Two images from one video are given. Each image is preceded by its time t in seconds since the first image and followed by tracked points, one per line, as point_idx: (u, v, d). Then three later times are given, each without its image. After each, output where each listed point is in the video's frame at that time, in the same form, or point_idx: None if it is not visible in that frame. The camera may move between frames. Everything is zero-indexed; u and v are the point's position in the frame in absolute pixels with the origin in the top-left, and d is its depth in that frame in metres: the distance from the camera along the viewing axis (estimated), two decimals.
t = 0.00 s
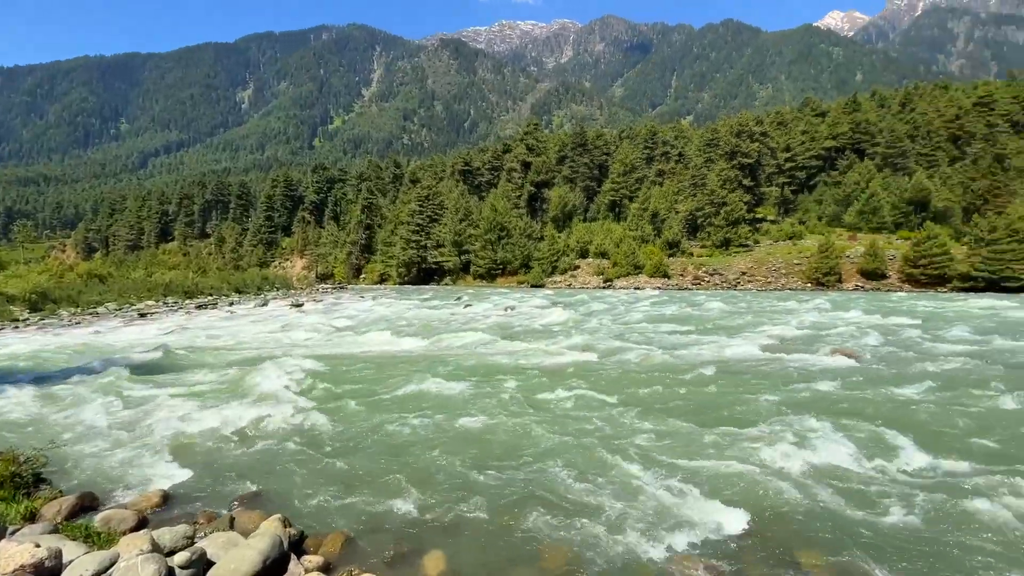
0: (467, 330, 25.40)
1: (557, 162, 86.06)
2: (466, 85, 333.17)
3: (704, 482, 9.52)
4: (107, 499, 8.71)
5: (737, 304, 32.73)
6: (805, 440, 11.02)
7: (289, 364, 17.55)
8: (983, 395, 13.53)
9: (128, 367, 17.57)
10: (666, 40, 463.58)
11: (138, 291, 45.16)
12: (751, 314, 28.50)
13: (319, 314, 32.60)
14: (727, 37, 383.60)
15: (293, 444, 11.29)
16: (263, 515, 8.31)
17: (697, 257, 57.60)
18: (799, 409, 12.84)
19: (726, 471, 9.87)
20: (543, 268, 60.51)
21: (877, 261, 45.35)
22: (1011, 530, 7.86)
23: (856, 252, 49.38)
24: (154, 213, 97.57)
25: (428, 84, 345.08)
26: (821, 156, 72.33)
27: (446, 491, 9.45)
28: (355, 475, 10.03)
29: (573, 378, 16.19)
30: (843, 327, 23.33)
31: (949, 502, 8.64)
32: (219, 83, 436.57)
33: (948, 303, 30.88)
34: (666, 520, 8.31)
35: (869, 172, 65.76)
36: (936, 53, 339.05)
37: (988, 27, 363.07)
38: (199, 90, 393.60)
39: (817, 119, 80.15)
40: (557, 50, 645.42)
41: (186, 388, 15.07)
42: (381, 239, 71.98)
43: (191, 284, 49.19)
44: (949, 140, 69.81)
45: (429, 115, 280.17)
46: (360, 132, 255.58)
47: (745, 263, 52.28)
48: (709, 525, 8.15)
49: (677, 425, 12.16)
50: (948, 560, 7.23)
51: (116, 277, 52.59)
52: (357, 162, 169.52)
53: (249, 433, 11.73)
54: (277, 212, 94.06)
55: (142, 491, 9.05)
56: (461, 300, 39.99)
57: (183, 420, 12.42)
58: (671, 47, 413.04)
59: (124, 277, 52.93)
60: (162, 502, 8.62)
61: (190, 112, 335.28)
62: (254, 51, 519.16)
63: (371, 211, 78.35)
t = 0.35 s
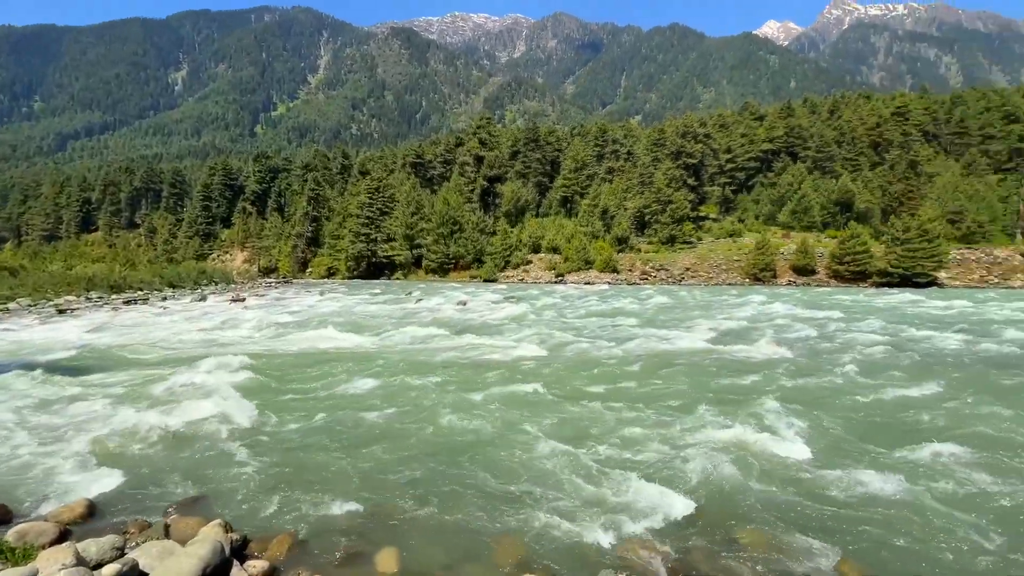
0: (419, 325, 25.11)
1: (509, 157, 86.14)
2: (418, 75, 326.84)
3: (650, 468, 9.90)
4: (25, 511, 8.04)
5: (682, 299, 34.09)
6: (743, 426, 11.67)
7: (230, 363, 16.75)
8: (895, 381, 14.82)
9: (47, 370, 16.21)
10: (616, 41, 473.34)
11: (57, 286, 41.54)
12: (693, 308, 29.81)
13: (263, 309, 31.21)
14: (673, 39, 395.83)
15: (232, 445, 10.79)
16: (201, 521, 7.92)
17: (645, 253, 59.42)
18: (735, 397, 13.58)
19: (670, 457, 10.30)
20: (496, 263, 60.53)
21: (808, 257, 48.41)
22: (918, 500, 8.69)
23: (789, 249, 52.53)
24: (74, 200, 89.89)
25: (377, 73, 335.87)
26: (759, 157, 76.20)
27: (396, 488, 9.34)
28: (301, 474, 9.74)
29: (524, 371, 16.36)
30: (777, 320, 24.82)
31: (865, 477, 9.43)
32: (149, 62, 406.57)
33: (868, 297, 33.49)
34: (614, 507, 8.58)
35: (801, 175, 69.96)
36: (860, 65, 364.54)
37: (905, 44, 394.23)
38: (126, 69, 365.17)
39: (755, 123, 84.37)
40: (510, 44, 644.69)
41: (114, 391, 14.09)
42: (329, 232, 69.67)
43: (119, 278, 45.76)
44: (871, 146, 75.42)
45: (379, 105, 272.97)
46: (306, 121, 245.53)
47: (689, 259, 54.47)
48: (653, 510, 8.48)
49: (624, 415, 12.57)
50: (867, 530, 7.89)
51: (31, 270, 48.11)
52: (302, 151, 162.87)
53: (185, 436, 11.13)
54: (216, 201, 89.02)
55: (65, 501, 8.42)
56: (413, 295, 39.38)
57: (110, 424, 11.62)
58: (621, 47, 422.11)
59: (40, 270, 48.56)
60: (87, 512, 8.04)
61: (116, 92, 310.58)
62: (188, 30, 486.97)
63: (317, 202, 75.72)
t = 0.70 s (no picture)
0: (371, 321, 24.69)
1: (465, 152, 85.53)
2: (371, 65, 318.56)
3: (601, 460, 10.16)
4: None
5: (632, 294, 35.13)
6: (689, 417, 12.19)
7: (168, 364, 15.97)
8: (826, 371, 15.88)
9: None
10: (572, 39, 478.55)
11: None
12: (644, 303, 30.74)
13: (204, 305, 29.74)
14: (627, 40, 403.90)
15: (173, 450, 10.31)
16: (138, 529, 7.51)
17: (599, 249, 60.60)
18: (684, 389, 14.15)
19: (621, 449, 10.62)
20: (452, 258, 60.05)
21: (751, 255, 50.88)
22: (845, 480, 9.38)
23: (734, 247, 55.00)
24: None
25: (328, 61, 324.99)
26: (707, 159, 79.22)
27: (350, 487, 9.19)
28: (248, 477, 9.41)
29: (478, 367, 16.42)
30: (720, 314, 26.05)
31: (799, 461, 10.09)
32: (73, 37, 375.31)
33: (804, 293, 35.59)
34: (567, 499, 8.77)
35: (745, 176, 73.36)
36: (799, 74, 385.75)
37: (839, 56, 419.38)
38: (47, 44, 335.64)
39: (703, 125, 87.59)
40: (466, 37, 638.35)
41: (36, 395, 13.13)
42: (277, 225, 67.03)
43: (40, 271, 42.22)
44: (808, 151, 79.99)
45: (330, 94, 264.20)
46: (252, 107, 234.44)
47: (641, 256, 56.08)
48: (605, 500, 8.73)
49: (578, 409, 12.85)
50: (799, 511, 8.44)
51: None
52: (248, 140, 155.52)
53: (119, 441, 10.56)
54: (151, 190, 83.77)
55: None
56: (365, 290, 38.58)
57: (34, 432, 10.88)
58: (577, 46, 427.86)
59: None
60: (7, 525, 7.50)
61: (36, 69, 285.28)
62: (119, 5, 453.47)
63: (264, 193, 72.76)
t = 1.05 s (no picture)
0: (325, 318, 24.10)
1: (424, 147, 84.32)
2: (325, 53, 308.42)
3: (557, 454, 10.39)
4: None
5: (588, 291, 35.73)
6: (642, 411, 12.60)
7: (105, 366, 15.12)
8: (769, 365, 16.74)
9: None
10: (531, 37, 480.28)
11: None
12: (601, 300, 31.35)
13: (143, 302, 28.12)
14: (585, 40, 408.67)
15: (111, 457, 9.81)
16: (67, 541, 7.13)
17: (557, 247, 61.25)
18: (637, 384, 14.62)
19: (577, 444, 10.85)
20: (410, 254, 59.14)
21: (701, 254, 52.83)
22: (783, 467, 9.92)
23: (685, 247, 56.87)
24: None
25: (279, 48, 312.28)
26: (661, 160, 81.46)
27: (303, 489, 8.98)
28: (194, 482, 9.06)
29: (437, 365, 16.37)
30: (672, 311, 26.95)
31: (743, 450, 10.58)
32: None
33: (750, 290, 37.24)
34: (522, 494, 8.87)
35: (696, 178, 76.00)
36: (747, 81, 402.65)
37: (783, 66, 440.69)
38: None
39: (658, 127, 89.94)
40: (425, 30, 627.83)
41: None
42: (223, 218, 64.12)
43: None
44: (754, 155, 83.73)
45: (281, 82, 253.99)
46: (195, 93, 222.22)
47: (597, 254, 57.11)
48: (559, 494, 8.87)
49: (536, 405, 13.05)
50: (740, 497, 8.87)
51: None
52: (191, 127, 147.37)
53: (50, 449, 9.98)
54: (82, 178, 78.15)
55: None
56: (318, 286, 37.47)
57: None
58: (536, 44, 429.79)
59: None
60: None
61: None
62: None
63: (210, 184, 69.99)
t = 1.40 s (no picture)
0: (276, 317, 23.27)
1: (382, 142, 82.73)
2: (279, 42, 297.23)
3: (515, 451, 10.43)
4: None
5: (547, 290, 36.07)
6: (599, 406, 12.89)
7: (33, 371, 14.18)
8: (720, 361, 17.39)
9: None
10: (492, 35, 479.77)
11: None
12: (559, 299, 31.74)
13: (76, 299, 26.32)
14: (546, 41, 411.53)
15: (41, 470, 9.23)
16: None
17: (517, 246, 61.39)
18: (594, 380, 14.95)
19: (536, 439, 10.96)
20: (367, 251, 57.72)
21: (657, 254, 54.33)
22: (731, 458, 10.34)
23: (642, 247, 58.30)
24: None
25: (229, 34, 298.56)
26: (619, 161, 83.13)
27: (252, 494, 8.67)
28: (135, 491, 8.63)
29: (395, 366, 16.10)
30: (628, 309, 27.57)
31: (694, 442, 10.96)
32: None
33: (702, 290, 38.60)
34: (481, 491, 8.88)
35: (652, 180, 78.10)
36: (700, 88, 417.20)
37: (734, 74, 459.12)
38: None
39: (616, 129, 91.74)
40: (384, 23, 615.35)
41: None
42: (166, 211, 60.72)
43: None
44: (707, 159, 86.81)
45: (230, 70, 242.83)
46: (135, 78, 209.17)
47: (557, 253, 57.74)
48: (517, 490, 8.93)
49: (495, 403, 13.11)
50: (691, 488, 9.18)
51: None
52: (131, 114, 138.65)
53: None
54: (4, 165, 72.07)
55: None
56: (270, 283, 36.12)
57: None
58: (497, 43, 429.76)
59: None
60: None
61: None
62: None
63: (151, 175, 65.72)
